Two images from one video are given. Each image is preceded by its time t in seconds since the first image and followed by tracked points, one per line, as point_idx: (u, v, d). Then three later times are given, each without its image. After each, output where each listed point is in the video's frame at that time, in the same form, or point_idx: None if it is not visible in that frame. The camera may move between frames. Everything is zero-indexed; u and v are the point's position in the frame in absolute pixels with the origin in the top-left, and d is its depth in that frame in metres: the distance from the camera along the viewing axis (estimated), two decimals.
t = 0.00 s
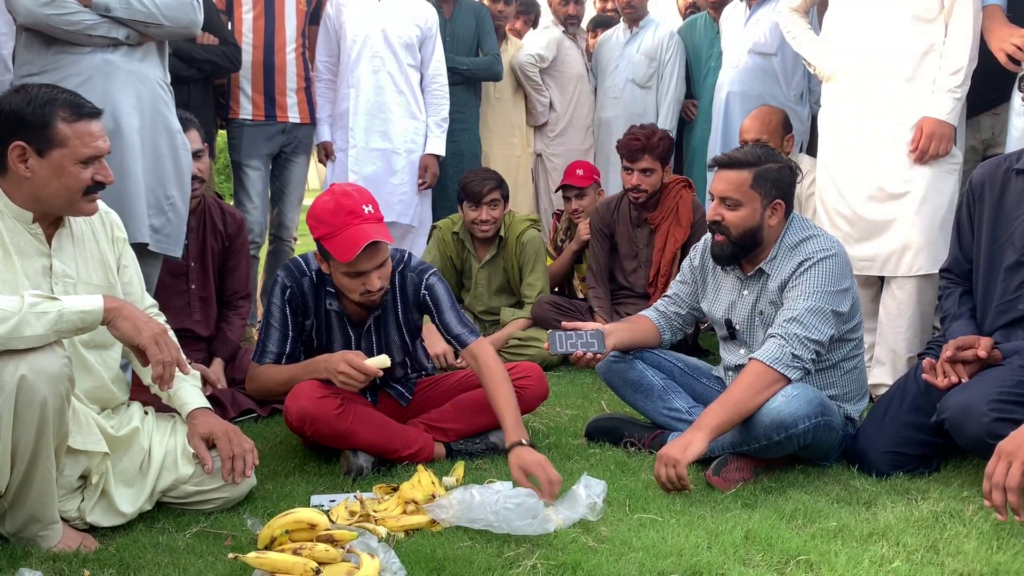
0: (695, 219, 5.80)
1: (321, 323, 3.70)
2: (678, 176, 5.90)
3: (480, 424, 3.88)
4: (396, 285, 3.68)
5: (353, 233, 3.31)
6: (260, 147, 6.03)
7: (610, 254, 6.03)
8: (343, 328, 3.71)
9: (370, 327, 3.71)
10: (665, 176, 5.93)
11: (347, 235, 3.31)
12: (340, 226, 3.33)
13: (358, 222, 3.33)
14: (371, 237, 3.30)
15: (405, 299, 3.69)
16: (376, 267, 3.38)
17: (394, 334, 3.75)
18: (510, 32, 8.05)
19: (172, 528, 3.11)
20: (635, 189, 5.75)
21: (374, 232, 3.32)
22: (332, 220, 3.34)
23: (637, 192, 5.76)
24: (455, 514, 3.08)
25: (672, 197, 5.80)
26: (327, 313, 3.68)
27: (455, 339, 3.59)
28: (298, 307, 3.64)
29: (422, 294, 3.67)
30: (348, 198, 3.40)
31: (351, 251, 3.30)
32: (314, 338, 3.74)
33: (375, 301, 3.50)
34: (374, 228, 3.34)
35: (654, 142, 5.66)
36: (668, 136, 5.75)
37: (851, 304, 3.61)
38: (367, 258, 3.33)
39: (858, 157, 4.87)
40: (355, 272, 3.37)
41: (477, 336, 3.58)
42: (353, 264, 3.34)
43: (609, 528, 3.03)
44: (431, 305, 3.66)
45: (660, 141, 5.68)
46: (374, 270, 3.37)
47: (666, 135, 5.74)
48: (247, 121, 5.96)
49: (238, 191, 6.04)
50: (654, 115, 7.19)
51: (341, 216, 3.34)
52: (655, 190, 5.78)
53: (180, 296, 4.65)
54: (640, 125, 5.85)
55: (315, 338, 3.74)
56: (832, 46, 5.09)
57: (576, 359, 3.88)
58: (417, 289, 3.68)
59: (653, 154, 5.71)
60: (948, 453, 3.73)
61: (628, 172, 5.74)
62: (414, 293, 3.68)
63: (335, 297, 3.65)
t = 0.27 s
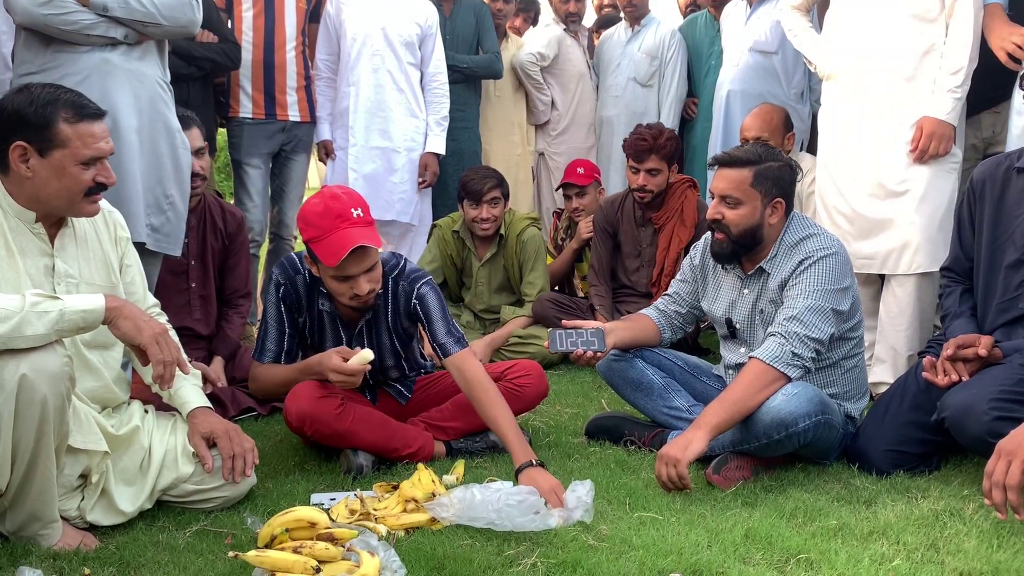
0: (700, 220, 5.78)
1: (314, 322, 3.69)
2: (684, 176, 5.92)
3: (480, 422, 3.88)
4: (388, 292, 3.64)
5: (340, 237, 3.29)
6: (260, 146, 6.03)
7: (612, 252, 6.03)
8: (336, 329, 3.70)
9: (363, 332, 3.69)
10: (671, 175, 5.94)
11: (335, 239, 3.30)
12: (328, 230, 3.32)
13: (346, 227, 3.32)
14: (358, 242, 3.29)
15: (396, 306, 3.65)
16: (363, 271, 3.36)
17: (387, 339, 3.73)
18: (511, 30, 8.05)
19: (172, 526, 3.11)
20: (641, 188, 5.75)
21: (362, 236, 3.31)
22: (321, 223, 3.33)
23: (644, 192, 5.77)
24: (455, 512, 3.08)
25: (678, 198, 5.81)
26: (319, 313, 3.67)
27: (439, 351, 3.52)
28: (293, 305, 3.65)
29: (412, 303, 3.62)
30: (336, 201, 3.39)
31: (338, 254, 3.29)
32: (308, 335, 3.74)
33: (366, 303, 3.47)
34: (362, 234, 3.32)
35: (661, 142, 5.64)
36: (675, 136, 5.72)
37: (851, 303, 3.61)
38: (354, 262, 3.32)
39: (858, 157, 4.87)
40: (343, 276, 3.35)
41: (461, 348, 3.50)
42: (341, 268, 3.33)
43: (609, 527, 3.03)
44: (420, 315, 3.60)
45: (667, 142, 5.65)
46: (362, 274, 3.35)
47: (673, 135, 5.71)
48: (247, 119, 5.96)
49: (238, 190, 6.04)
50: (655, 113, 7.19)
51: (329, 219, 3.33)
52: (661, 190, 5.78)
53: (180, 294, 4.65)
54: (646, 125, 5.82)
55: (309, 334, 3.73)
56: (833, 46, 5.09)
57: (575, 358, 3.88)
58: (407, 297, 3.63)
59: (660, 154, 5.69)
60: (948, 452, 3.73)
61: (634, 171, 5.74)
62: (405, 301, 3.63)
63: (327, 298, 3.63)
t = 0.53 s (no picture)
0: (698, 218, 5.78)
1: (313, 323, 3.68)
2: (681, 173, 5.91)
3: (480, 420, 3.88)
4: (388, 286, 3.64)
5: (335, 229, 3.29)
6: (261, 144, 6.03)
7: (612, 251, 6.03)
8: (336, 329, 3.68)
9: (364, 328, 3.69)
10: (669, 173, 5.93)
11: (329, 231, 3.29)
12: (323, 222, 3.31)
13: (341, 219, 3.31)
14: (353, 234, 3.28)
15: (398, 300, 3.66)
16: (359, 263, 3.35)
17: (388, 334, 3.74)
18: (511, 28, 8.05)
19: (172, 524, 3.11)
20: (639, 186, 5.75)
21: (357, 228, 3.30)
22: (316, 216, 3.33)
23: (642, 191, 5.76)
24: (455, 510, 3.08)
25: (676, 195, 5.81)
26: (319, 314, 3.66)
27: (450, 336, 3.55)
28: (290, 308, 3.63)
29: (415, 294, 3.64)
30: (331, 194, 3.38)
31: (333, 246, 3.28)
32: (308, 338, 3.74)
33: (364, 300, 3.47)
34: (357, 225, 3.32)
35: (658, 139, 5.63)
36: (672, 133, 5.73)
37: (851, 301, 3.60)
38: (351, 254, 3.32)
39: (858, 155, 4.86)
40: (338, 269, 3.35)
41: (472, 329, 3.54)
42: (336, 260, 3.32)
43: (609, 525, 3.03)
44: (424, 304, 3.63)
45: (664, 139, 5.65)
46: (359, 267, 3.35)
47: (670, 132, 5.71)
48: (248, 117, 5.95)
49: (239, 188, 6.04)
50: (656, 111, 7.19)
51: (324, 212, 3.32)
52: (660, 187, 5.78)
53: (180, 292, 4.65)
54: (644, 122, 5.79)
55: (309, 335, 3.72)
56: (833, 44, 5.09)
57: (575, 355, 3.88)
58: (409, 290, 3.64)
59: (657, 152, 5.68)
60: (948, 450, 3.73)
61: (633, 169, 5.73)
62: (407, 293, 3.65)
63: (327, 296, 3.62)
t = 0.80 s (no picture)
0: (696, 215, 5.78)
1: (313, 321, 3.69)
2: (678, 171, 5.92)
3: (479, 419, 3.88)
4: (389, 275, 3.67)
5: (324, 221, 3.29)
6: (261, 142, 6.03)
7: (610, 250, 6.03)
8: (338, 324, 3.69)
9: (366, 320, 3.72)
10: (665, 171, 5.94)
11: (318, 223, 3.29)
12: (314, 214, 3.32)
13: (331, 210, 3.31)
14: (341, 224, 3.28)
15: (400, 288, 3.69)
16: (351, 254, 3.34)
17: (390, 325, 3.77)
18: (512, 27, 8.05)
19: (171, 523, 3.11)
20: (636, 184, 5.74)
21: (346, 219, 3.29)
22: (307, 208, 3.34)
23: (638, 188, 5.74)
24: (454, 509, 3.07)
25: (673, 193, 5.81)
26: (320, 311, 3.67)
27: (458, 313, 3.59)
28: (289, 308, 3.66)
29: (416, 279, 3.67)
30: (324, 186, 3.38)
31: (322, 237, 3.28)
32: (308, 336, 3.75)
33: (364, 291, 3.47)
34: (347, 215, 3.31)
35: (654, 135, 5.64)
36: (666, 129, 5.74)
37: (851, 300, 3.60)
38: (341, 245, 3.31)
39: (858, 154, 4.86)
40: (331, 260, 3.35)
41: (478, 302, 3.60)
42: (328, 251, 3.32)
43: (609, 524, 3.03)
44: (426, 288, 3.65)
45: (660, 135, 5.66)
46: (351, 258, 3.34)
47: (665, 128, 5.72)
48: (248, 116, 5.95)
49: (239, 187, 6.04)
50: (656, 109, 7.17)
51: (316, 204, 3.33)
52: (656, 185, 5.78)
53: (180, 291, 4.65)
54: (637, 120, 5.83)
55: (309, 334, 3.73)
56: (833, 43, 5.08)
57: (575, 355, 3.87)
58: (410, 276, 3.67)
59: (653, 148, 5.69)
60: (948, 449, 3.73)
61: (630, 167, 5.73)
62: (409, 280, 3.68)
63: (327, 292, 3.63)
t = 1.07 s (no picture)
0: (693, 214, 5.79)
1: (312, 321, 3.69)
2: (675, 171, 5.92)
3: (480, 419, 3.88)
4: (386, 273, 3.68)
5: (321, 225, 3.28)
6: (261, 141, 6.03)
7: (608, 250, 6.03)
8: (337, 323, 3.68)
9: (365, 319, 3.72)
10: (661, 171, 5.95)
11: (315, 227, 3.29)
12: (310, 218, 3.32)
13: (328, 214, 3.31)
14: (337, 228, 3.27)
15: (397, 285, 3.70)
16: (348, 257, 3.34)
17: (389, 322, 3.76)
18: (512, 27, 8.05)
19: (171, 523, 3.11)
20: (634, 184, 5.74)
21: (343, 223, 3.29)
22: (303, 212, 3.34)
23: (636, 188, 5.74)
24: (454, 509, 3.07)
25: (669, 192, 5.81)
26: (319, 311, 3.66)
27: (459, 302, 3.61)
28: (287, 310, 3.66)
29: (414, 275, 3.68)
30: (319, 189, 3.37)
31: (319, 242, 3.28)
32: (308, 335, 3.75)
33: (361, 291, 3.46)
34: (344, 220, 3.30)
35: (648, 134, 5.68)
36: (661, 128, 5.76)
37: (851, 300, 3.60)
38: (338, 249, 3.31)
39: (858, 154, 4.85)
40: (328, 264, 3.35)
41: (476, 291, 3.62)
42: (325, 254, 3.33)
43: (608, 524, 3.03)
44: (424, 282, 3.66)
45: (654, 133, 5.70)
46: (348, 261, 3.35)
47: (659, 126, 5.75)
48: (248, 115, 5.95)
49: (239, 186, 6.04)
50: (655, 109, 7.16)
51: (312, 207, 3.33)
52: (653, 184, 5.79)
53: (180, 290, 4.66)
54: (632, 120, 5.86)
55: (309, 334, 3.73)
56: (832, 43, 5.08)
57: (576, 354, 3.86)
58: (407, 272, 3.69)
59: (649, 147, 5.71)
60: (947, 449, 3.73)
61: (626, 167, 5.74)
62: (405, 275, 3.69)
63: (325, 292, 3.62)
